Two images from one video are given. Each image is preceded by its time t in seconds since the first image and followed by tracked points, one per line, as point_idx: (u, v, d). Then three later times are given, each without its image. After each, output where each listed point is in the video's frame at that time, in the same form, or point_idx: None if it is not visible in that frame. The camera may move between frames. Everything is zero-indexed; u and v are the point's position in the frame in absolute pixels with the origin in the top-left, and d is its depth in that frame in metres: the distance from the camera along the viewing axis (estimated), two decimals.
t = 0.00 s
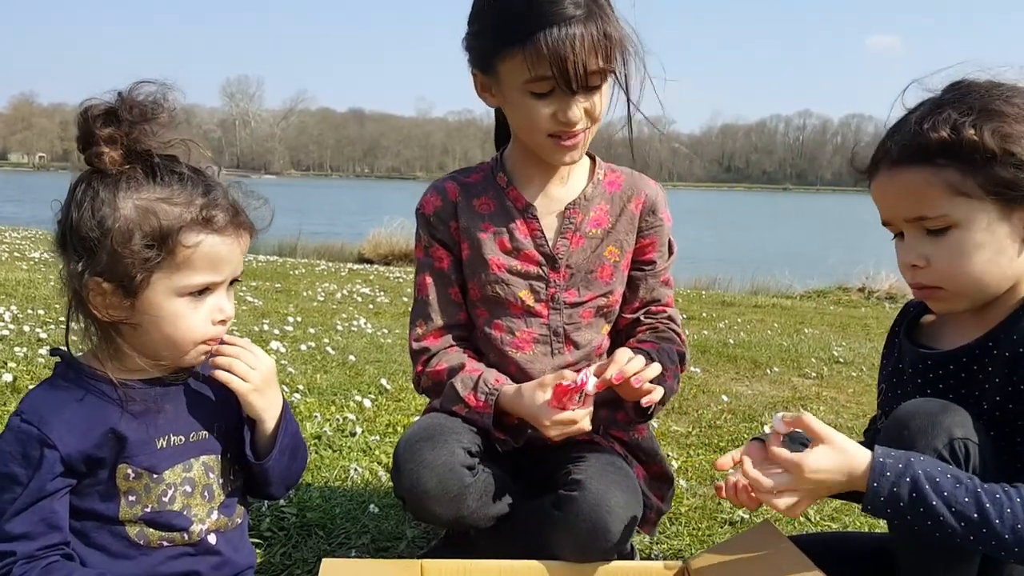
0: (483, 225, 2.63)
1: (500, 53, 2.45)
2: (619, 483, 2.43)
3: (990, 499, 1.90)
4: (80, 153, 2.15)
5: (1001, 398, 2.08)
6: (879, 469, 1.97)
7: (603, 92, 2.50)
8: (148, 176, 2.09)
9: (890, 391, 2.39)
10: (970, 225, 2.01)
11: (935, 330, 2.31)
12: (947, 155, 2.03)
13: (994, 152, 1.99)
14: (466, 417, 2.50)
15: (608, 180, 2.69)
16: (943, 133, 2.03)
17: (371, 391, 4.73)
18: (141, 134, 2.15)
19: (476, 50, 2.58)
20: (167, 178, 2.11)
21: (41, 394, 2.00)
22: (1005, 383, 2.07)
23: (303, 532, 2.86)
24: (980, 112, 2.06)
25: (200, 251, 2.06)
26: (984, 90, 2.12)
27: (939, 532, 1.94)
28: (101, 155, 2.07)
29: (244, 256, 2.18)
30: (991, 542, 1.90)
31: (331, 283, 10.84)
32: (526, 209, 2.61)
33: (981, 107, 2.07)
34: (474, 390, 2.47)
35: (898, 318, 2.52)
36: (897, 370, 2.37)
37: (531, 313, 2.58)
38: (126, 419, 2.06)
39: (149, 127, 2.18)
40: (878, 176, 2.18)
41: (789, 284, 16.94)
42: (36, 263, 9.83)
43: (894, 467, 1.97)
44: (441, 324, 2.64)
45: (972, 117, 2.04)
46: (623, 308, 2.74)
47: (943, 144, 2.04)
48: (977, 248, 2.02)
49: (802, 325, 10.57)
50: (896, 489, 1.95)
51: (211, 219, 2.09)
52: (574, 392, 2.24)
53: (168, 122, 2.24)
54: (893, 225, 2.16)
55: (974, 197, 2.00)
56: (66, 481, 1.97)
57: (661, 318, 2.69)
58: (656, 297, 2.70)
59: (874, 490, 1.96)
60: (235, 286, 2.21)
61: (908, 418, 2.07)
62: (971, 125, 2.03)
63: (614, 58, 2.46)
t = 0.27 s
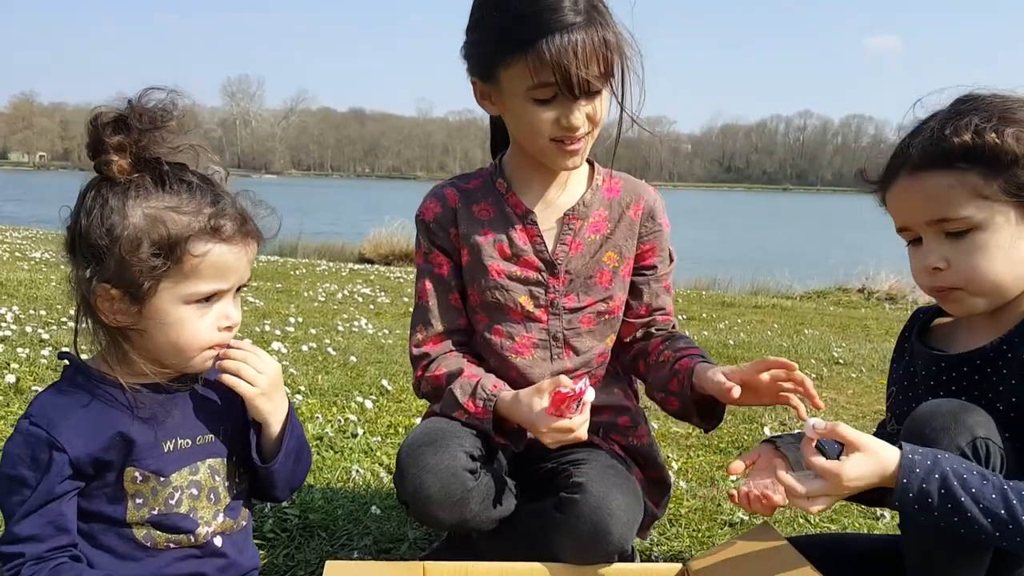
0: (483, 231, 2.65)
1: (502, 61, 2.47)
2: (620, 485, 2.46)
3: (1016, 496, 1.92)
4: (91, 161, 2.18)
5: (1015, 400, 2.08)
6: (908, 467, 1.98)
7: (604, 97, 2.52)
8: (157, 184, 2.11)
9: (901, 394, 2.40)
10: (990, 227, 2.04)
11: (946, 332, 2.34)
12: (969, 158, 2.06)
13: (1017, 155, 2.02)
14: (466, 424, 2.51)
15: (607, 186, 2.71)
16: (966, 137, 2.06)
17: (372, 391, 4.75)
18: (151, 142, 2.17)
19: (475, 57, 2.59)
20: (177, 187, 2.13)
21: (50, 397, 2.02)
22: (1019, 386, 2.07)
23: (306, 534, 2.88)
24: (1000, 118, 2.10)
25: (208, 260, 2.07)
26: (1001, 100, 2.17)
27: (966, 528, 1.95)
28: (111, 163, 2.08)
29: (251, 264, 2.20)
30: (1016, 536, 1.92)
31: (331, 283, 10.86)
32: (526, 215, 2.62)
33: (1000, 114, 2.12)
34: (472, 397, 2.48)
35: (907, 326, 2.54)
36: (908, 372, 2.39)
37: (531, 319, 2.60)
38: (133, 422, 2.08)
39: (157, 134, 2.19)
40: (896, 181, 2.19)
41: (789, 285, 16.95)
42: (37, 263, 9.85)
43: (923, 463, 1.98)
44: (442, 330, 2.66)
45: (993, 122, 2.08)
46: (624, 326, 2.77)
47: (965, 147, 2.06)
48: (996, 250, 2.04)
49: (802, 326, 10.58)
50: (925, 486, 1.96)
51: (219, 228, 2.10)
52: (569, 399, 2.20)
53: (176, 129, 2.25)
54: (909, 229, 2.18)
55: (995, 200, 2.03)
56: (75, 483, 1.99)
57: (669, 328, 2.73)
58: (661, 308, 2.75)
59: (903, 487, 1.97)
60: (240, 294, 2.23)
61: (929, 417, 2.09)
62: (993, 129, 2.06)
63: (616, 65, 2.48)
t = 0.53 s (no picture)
0: (475, 234, 2.67)
1: (482, 51, 2.51)
2: (614, 487, 2.48)
3: None
4: (96, 167, 2.20)
5: None
6: (946, 466, 1.99)
7: (585, 90, 2.53)
8: (161, 190, 2.13)
9: (910, 398, 2.42)
10: (1008, 236, 2.07)
11: (954, 337, 2.37)
12: (989, 168, 2.08)
13: None
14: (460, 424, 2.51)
15: (596, 189, 2.72)
16: (986, 146, 2.09)
17: (370, 392, 4.77)
18: (155, 148, 2.18)
19: (463, 55, 2.63)
20: (179, 194, 2.14)
21: (53, 400, 2.05)
22: None
23: (304, 534, 2.90)
24: (1016, 128, 2.13)
25: (209, 265, 2.09)
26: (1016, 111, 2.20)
27: (995, 529, 1.98)
28: (114, 171, 2.10)
29: (252, 269, 2.21)
30: None
31: (331, 283, 10.88)
32: (517, 217, 2.64)
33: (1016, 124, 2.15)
34: (463, 397, 2.48)
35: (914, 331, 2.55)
36: (918, 375, 2.39)
37: (523, 321, 2.61)
38: (135, 425, 2.10)
39: (162, 141, 2.21)
40: (911, 190, 2.21)
41: (787, 285, 16.97)
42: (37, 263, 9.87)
43: (960, 464, 1.99)
44: (436, 332, 2.68)
45: (1010, 132, 2.11)
46: (650, 336, 2.73)
47: (985, 156, 2.09)
48: (1013, 258, 2.07)
49: (800, 326, 10.61)
50: (962, 486, 1.98)
51: (221, 234, 2.12)
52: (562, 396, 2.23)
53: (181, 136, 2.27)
54: (924, 237, 2.19)
55: (1013, 208, 2.06)
56: (77, 485, 2.01)
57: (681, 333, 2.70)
58: (682, 309, 2.73)
59: (941, 486, 1.99)
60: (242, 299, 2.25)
61: (963, 418, 2.07)
62: (1011, 139, 2.10)
63: (595, 58, 2.50)
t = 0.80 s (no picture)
0: (467, 229, 2.70)
1: (464, 44, 2.57)
2: (604, 485, 2.50)
3: None
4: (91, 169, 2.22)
5: None
6: (980, 435, 1.94)
7: (565, 82, 2.56)
8: (153, 192, 2.15)
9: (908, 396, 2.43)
10: (1017, 232, 2.06)
11: (951, 332, 2.40)
12: (1005, 165, 2.07)
13: None
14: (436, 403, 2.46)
15: (587, 186, 2.74)
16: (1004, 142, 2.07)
17: (366, 392, 4.80)
18: (149, 150, 2.20)
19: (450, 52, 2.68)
20: (171, 194, 2.16)
21: (49, 398, 2.07)
22: None
23: (299, 533, 2.93)
24: None
25: (200, 265, 2.11)
26: None
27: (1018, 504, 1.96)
28: (106, 172, 2.13)
29: (244, 268, 2.23)
30: None
31: (328, 283, 10.90)
32: (509, 213, 2.67)
33: None
34: (438, 370, 2.45)
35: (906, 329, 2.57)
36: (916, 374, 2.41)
37: (512, 316, 2.62)
38: (130, 423, 2.12)
39: (156, 142, 2.22)
40: (924, 180, 2.19)
41: (784, 283, 17.01)
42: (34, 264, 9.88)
43: (994, 435, 1.95)
44: (424, 321, 2.67)
45: None
46: (640, 331, 2.71)
47: (1002, 152, 2.07)
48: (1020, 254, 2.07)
49: (796, 325, 10.64)
50: (996, 455, 1.93)
51: (212, 234, 2.14)
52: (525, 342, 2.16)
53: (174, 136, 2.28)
54: (931, 229, 2.18)
55: None
56: (73, 482, 2.03)
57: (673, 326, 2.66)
58: (672, 304, 2.69)
59: (975, 455, 1.93)
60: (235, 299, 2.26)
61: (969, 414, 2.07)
62: None
63: (574, 50, 2.53)
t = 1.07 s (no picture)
0: (471, 223, 2.71)
1: (465, 44, 2.59)
2: (605, 480, 2.51)
3: None
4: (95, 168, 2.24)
5: None
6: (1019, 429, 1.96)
7: (564, 80, 2.58)
8: (154, 191, 2.17)
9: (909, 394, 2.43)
10: None
11: (949, 330, 2.41)
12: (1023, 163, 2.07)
13: None
14: (429, 381, 2.50)
15: (589, 184, 2.74)
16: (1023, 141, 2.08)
17: (368, 390, 4.81)
18: (151, 148, 2.22)
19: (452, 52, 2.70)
20: (171, 193, 2.18)
21: (54, 394, 2.08)
22: None
23: (302, 528, 2.94)
24: None
25: (200, 264, 2.13)
26: None
27: None
28: (114, 167, 2.13)
29: (245, 265, 2.25)
30: None
31: (329, 282, 10.92)
32: (511, 208, 2.68)
33: None
34: (432, 350, 2.50)
35: (904, 329, 2.57)
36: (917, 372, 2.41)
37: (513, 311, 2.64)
38: (134, 418, 2.14)
39: (158, 140, 2.24)
40: (940, 172, 2.20)
41: (784, 283, 17.02)
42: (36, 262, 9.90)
43: None
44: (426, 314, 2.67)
45: None
46: (621, 324, 2.64)
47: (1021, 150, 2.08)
48: None
49: (796, 324, 10.66)
50: None
51: (212, 232, 2.15)
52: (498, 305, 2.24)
53: (176, 132, 2.30)
54: (943, 220, 2.19)
55: None
56: (78, 477, 2.05)
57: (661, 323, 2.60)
58: (655, 301, 2.62)
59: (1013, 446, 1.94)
60: (236, 296, 2.28)
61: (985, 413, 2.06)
62: None
63: (573, 49, 2.55)
